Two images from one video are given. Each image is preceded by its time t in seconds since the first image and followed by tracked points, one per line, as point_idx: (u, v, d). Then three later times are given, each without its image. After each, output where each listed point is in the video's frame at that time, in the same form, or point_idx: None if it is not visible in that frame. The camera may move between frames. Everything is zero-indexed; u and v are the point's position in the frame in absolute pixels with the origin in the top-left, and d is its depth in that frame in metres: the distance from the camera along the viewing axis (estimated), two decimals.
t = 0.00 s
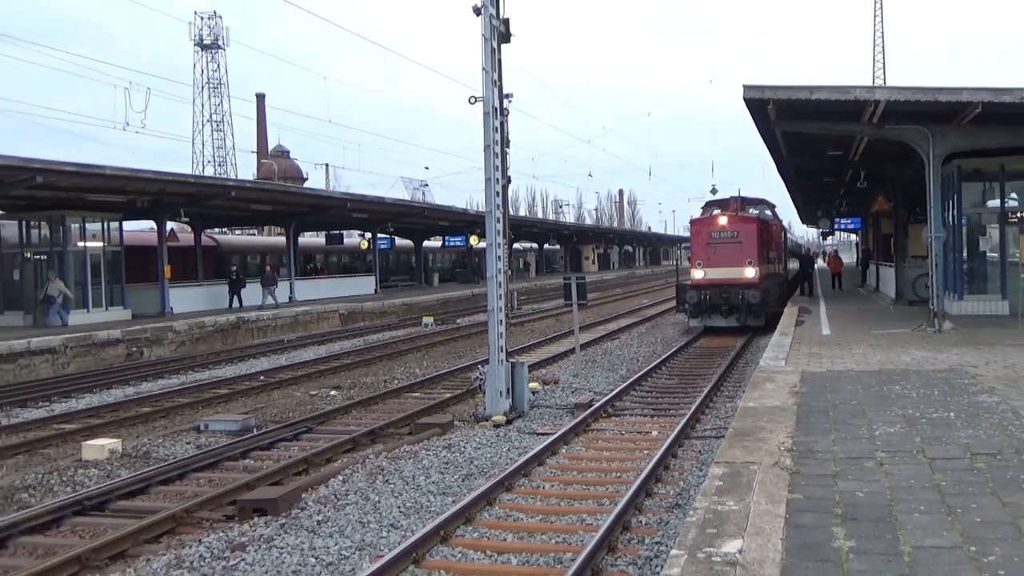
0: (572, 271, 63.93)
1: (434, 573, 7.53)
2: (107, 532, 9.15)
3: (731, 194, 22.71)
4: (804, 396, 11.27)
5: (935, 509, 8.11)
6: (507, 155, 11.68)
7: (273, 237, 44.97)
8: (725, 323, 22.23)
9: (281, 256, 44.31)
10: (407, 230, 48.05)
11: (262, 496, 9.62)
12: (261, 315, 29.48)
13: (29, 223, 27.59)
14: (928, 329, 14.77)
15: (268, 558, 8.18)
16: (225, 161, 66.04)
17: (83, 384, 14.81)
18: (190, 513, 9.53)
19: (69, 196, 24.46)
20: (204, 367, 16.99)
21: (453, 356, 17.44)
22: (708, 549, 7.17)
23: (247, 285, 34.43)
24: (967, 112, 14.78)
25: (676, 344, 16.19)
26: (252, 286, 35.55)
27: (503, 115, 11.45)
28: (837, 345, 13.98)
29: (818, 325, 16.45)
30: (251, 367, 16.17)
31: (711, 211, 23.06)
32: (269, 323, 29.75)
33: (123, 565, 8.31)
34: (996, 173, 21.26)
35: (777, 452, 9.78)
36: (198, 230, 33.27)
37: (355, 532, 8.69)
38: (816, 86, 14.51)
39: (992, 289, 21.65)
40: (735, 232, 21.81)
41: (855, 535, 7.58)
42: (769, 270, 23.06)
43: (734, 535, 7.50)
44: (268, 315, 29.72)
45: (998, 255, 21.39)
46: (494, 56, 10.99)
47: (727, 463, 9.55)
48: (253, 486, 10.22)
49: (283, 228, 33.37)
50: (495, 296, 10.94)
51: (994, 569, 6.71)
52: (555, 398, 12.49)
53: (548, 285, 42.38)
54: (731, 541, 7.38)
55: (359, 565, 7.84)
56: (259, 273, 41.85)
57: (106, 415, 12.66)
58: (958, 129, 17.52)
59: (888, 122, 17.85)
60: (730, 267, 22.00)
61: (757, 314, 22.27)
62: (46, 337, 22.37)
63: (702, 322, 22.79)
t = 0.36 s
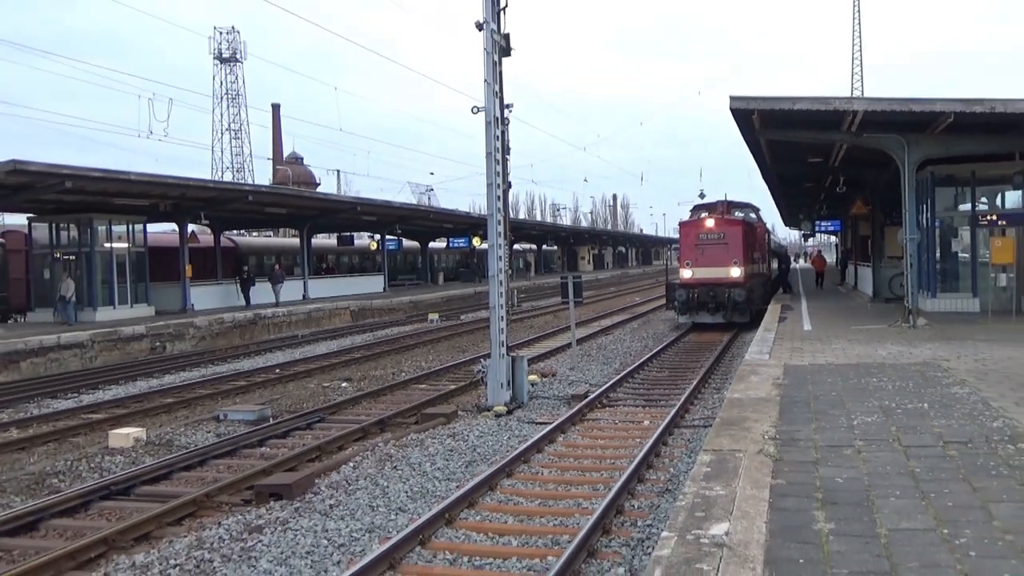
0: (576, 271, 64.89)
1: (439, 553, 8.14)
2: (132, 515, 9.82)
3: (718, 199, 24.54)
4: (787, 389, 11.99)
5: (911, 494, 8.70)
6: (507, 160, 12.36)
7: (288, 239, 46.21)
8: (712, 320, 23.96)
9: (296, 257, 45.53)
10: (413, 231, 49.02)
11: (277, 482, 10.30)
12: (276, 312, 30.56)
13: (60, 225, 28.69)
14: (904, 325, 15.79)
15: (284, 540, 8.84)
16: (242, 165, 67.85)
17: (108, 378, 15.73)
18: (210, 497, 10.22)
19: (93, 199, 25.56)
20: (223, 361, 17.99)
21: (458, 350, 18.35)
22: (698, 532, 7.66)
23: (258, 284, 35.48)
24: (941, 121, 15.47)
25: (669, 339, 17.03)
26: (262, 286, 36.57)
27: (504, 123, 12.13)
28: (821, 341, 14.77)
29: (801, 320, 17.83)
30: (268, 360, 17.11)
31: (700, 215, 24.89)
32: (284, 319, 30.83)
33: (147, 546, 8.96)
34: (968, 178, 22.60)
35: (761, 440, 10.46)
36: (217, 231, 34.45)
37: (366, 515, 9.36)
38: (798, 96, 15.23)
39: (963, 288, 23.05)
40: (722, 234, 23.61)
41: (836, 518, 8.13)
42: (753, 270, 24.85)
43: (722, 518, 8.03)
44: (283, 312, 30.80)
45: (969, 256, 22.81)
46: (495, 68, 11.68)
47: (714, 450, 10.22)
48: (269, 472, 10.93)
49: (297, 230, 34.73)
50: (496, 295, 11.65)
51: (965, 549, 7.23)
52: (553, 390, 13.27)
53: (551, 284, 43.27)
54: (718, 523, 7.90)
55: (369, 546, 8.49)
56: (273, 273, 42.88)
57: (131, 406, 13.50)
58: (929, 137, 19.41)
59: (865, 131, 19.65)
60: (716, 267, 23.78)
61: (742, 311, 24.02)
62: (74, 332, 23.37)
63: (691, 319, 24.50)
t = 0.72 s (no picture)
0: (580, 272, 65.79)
1: (443, 539, 8.75)
2: (155, 503, 10.50)
3: (706, 206, 26.47)
4: (772, 385, 12.74)
5: (887, 482, 9.32)
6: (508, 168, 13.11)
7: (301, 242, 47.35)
8: (700, 319, 25.73)
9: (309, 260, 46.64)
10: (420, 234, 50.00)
11: (292, 471, 11.00)
12: (290, 311, 31.91)
13: (88, 231, 30.22)
14: (883, 324, 17.21)
15: (298, 526, 9.48)
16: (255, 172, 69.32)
17: (133, 375, 16.80)
18: (229, 486, 10.93)
19: (119, 206, 26.76)
20: (239, 358, 19.33)
21: (463, 347, 19.27)
22: (687, 518, 8.16)
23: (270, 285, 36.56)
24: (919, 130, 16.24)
25: (662, 338, 17.90)
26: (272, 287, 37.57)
27: (505, 133, 12.86)
28: (806, 342, 15.56)
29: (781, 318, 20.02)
30: (281, 358, 18.28)
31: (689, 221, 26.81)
32: (298, 318, 32.12)
33: (170, 531, 9.62)
34: (940, 186, 24.07)
35: (747, 431, 11.15)
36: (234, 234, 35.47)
37: (375, 503, 10.04)
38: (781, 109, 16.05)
39: (937, 288, 24.50)
40: (710, 238, 25.49)
41: (817, 506, 8.72)
42: (738, 273, 26.70)
43: (710, 505, 8.59)
44: (298, 312, 31.87)
45: (942, 258, 24.18)
46: (496, 82, 12.43)
47: (703, 441, 10.89)
48: (285, 462, 11.66)
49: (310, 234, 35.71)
50: (498, 296, 12.40)
51: (938, 535, 7.72)
52: (551, 386, 14.08)
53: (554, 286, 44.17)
54: (708, 511, 8.48)
55: (377, 531, 9.14)
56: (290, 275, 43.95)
57: (154, 399, 14.46)
58: (905, 146, 21.14)
59: (846, 139, 21.36)
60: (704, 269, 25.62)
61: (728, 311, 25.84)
62: (101, 331, 24.77)
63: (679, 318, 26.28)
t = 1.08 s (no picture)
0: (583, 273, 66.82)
1: (449, 523, 9.04)
2: (177, 489, 10.97)
3: (694, 209, 27.61)
4: (756, 381, 13.56)
5: (865, 470, 9.60)
6: (508, 174, 13.92)
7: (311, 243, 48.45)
8: (689, 317, 26.79)
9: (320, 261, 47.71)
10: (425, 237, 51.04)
11: (306, 460, 11.63)
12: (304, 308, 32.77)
13: (114, 232, 31.24)
14: (861, 322, 19.27)
15: (311, 511, 9.78)
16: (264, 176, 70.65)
17: (155, 370, 17.90)
18: (246, 474, 11.42)
19: (142, 211, 27.80)
20: (256, 353, 20.52)
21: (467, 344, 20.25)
22: (677, 503, 8.33)
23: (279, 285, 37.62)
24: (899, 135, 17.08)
25: (655, 336, 18.86)
26: (282, 287, 38.57)
27: (506, 142, 13.64)
28: (791, 342, 16.41)
29: (767, 318, 21.93)
30: (295, 354, 19.34)
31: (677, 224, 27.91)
32: (312, 315, 33.07)
33: (191, 516, 9.94)
34: (916, 192, 25.00)
35: (733, 423, 11.76)
36: (251, 237, 36.45)
37: (384, 490, 10.44)
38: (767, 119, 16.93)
39: (912, 288, 25.70)
40: (698, 240, 26.58)
41: (799, 493, 8.82)
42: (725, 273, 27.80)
43: (699, 491, 8.74)
44: (311, 309, 32.82)
45: (917, 260, 25.40)
46: (498, 95, 13.26)
47: (693, 433, 11.37)
48: (298, 451, 12.36)
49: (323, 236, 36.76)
50: (499, 296, 13.25)
51: (912, 520, 7.84)
52: (547, 382, 14.96)
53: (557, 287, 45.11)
54: (697, 496, 8.59)
55: (387, 516, 9.35)
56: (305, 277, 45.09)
57: (176, 392, 15.44)
58: (881, 154, 22.60)
59: (825, 148, 22.75)
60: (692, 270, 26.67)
61: (716, 309, 26.89)
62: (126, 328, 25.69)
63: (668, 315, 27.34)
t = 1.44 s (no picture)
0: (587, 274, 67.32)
1: (452, 514, 9.36)
2: (190, 482, 11.26)
3: (691, 211, 28.10)
4: (751, 378, 13.91)
5: (856, 465, 9.25)
6: (510, 177, 14.33)
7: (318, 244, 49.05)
8: (686, 316, 27.25)
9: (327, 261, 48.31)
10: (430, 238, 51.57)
11: (315, 454, 11.92)
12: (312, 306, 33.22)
13: (130, 233, 31.69)
14: (853, 320, 19.63)
15: (320, 503, 10.12)
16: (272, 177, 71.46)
17: (169, 366, 18.41)
18: (257, 467, 11.74)
19: (155, 212, 28.34)
20: (266, 350, 21.00)
21: (472, 341, 20.75)
22: (674, 497, 7.93)
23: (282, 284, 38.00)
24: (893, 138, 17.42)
25: (655, 335, 19.29)
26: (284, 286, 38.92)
27: (508, 145, 14.05)
28: (787, 340, 16.77)
29: (759, 317, 21.89)
30: (303, 350, 19.85)
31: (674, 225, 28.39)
32: (320, 313, 33.47)
33: (204, 507, 10.22)
34: (906, 194, 25.59)
35: (728, 418, 11.88)
36: (261, 237, 36.98)
37: (390, 483, 10.84)
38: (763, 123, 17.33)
39: (902, 288, 26.32)
40: (694, 241, 27.05)
41: (793, 485, 8.52)
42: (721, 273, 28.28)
43: (696, 485, 8.39)
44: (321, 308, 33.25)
45: (907, 260, 25.91)
46: (500, 100, 13.66)
47: (689, 427, 11.38)
48: (307, 444, 12.72)
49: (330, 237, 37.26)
50: (501, 295, 13.69)
51: (904, 512, 7.51)
52: (548, 379, 15.38)
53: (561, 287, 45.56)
54: (693, 491, 8.23)
55: (393, 508, 9.75)
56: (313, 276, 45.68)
57: (188, 387, 15.91)
58: (872, 159, 23.06)
59: (818, 152, 23.28)
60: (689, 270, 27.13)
61: (712, 309, 27.35)
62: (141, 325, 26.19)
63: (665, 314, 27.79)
